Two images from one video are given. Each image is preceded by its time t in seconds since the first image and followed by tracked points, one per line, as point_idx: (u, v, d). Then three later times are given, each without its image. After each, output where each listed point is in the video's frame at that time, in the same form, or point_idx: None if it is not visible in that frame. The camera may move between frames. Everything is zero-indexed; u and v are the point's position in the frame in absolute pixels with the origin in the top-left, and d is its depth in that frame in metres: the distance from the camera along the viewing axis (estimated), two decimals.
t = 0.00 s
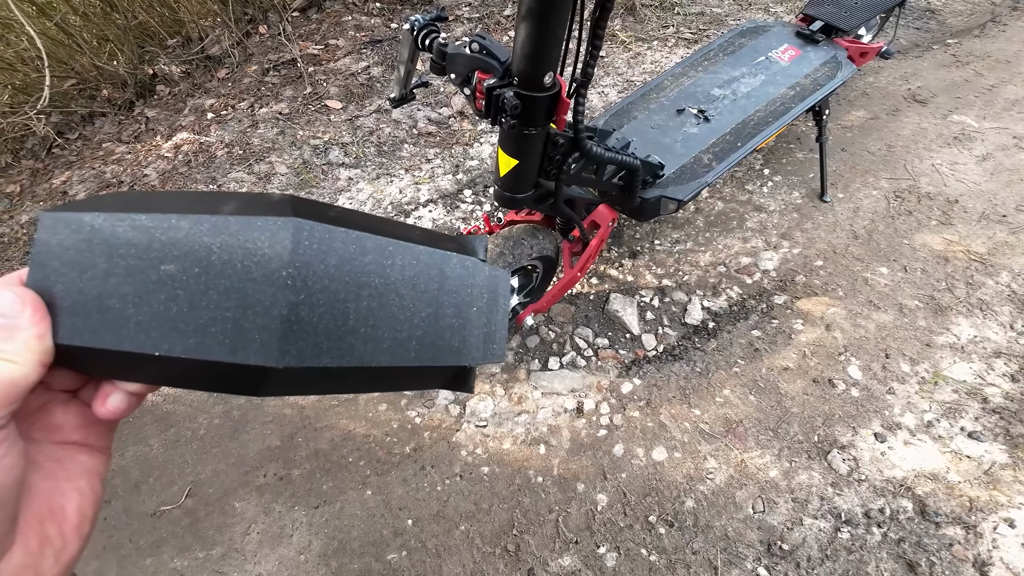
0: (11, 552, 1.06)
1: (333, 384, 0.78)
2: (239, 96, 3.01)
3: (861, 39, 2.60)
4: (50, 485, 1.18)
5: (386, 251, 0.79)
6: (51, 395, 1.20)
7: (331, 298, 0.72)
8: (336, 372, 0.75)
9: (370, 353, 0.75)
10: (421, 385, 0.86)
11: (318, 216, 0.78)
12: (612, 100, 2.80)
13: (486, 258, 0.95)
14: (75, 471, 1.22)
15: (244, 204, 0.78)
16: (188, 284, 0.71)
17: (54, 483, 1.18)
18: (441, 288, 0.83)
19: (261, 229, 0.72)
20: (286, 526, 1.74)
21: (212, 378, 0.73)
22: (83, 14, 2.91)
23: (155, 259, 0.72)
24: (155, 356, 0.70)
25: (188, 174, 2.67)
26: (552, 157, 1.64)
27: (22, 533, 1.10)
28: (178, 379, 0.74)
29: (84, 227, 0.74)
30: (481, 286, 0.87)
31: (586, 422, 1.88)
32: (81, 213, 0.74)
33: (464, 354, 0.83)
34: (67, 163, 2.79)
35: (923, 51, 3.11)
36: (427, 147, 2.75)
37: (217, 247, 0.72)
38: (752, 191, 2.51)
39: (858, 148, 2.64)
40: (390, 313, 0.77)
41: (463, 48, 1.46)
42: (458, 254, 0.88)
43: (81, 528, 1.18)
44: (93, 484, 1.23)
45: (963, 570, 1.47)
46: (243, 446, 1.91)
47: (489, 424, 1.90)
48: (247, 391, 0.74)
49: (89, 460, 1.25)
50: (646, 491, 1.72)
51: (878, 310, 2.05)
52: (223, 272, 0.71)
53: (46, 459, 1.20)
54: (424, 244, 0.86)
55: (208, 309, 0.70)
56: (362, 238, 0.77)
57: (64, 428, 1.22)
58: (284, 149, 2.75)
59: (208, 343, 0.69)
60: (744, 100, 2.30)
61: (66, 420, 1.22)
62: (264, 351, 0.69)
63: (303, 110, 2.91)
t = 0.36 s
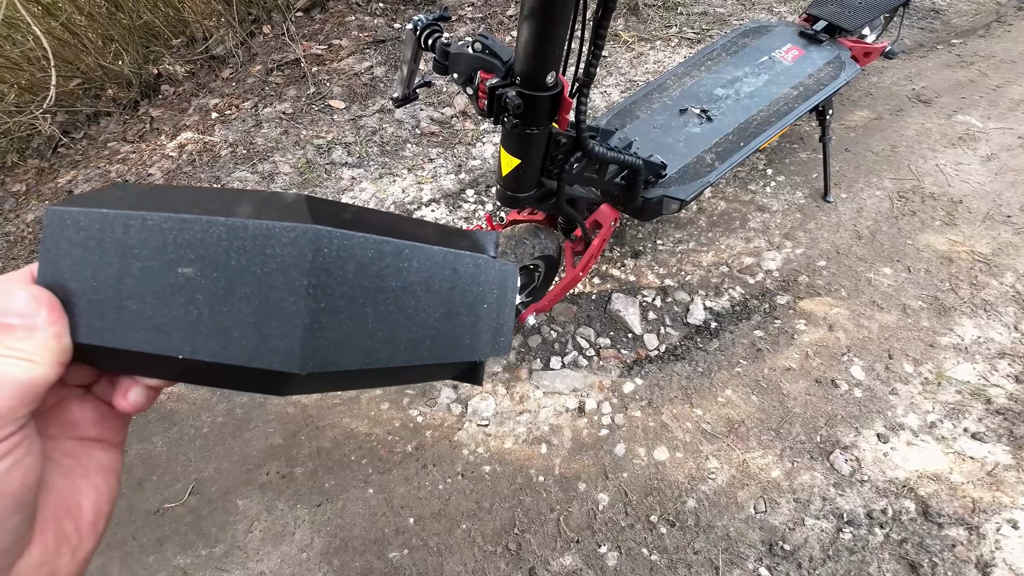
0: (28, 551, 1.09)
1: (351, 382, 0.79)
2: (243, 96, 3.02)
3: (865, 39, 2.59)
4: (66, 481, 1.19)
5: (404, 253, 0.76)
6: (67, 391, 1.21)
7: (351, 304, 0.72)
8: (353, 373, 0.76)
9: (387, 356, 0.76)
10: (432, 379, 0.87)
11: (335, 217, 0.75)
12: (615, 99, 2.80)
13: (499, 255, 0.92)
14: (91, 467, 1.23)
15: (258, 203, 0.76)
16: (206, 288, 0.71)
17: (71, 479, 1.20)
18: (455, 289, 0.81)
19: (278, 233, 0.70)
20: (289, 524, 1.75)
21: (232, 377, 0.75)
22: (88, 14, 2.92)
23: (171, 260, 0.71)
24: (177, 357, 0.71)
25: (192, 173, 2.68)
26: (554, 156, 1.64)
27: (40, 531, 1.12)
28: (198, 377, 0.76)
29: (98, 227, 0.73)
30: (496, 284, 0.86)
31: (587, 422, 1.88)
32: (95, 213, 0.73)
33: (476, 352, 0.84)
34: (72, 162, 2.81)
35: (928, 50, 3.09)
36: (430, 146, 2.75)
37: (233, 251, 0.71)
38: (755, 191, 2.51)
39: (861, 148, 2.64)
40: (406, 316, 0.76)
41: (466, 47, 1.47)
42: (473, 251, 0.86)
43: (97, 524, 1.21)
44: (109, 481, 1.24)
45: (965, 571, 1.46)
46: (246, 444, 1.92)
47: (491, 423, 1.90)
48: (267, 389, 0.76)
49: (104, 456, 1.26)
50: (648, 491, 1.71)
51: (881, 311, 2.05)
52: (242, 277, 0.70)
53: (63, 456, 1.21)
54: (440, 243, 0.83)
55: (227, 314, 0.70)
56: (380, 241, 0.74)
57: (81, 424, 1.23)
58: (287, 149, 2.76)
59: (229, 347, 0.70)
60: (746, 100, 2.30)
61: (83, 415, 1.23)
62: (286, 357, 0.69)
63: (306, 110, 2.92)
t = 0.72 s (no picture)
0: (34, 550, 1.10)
1: (356, 382, 0.79)
2: (245, 96, 3.03)
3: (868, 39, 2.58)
4: (70, 482, 1.19)
5: (408, 254, 0.76)
6: (74, 391, 1.22)
7: (358, 305, 0.72)
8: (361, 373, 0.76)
9: (393, 356, 0.76)
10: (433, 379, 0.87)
11: (341, 220, 0.76)
12: (616, 99, 2.80)
13: (499, 256, 0.92)
14: (96, 468, 1.23)
15: (265, 206, 0.76)
16: (214, 290, 0.70)
17: (75, 480, 1.20)
18: (458, 290, 0.81)
19: (286, 235, 0.70)
20: (289, 523, 1.75)
21: (239, 377, 0.75)
22: (91, 14, 2.94)
23: (180, 262, 0.71)
24: (186, 358, 0.71)
25: (194, 173, 2.69)
26: (555, 156, 1.64)
27: (45, 531, 1.12)
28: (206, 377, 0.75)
29: (106, 229, 0.72)
30: (495, 285, 0.86)
31: (588, 422, 1.88)
32: (102, 216, 0.72)
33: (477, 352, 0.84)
34: (75, 162, 2.82)
35: (931, 50, 3.08)
36: (431, 146, 2.76)
37: (241, 253, 0.71)
38: (756, 191, 2.50)
39: (864, 148, 2.63)
40: (411, 317, 0.76)
41: (467, 47, 1.46)
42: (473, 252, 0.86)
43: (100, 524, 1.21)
44: (113, 480, 1.24)
45: (968, 572, 1.46)
46: (247, 443, 1.92)
47: (491, 423, 1.90)
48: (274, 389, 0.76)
49: (110, 456, 1.26)
50: (649, 491, 1.71)
51: (883, 311, 2.04)
52: (249, 279, 0.70)
53: (68, 456, 1.21)
54: (443, 245, 0.83)
55: (236, 315, 0.70)
56: (384, 243, 0.74)
57: (87, 425, 1.24)
58: (289, 149, 2.76)
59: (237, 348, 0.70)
60: (748, 100, 2.29)
61: (88, 416, 1.24)
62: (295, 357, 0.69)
63: (308, 110, 2.93)
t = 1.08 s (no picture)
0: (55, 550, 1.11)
1: (376, 384, 0.80)
2: (249, 95, 3.04)
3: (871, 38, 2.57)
4: (92, 483, 1.20)
5: (428, 259, 0.77)
6: (96, 394, 1.22)
7: (380, 307, 0.73)
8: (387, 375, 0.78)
9: (411, 359, 0.77)
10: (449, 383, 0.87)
11: (363, 226, 0.77)
12: (618, 98, 2.80)
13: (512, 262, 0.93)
14: (116, 470, 1.24)
15: (290, 211, 0.77)
16: (241, 292, 0.71)
17: (97, 482, 1.21)
18: (474, 295, 0.82)
19: (311, 239, 0.71)
20: (292, 520, 1.75)
21: (262, 377, 0.75)
22: (96, 14, 2.95)
23: (208, 265, 0.72)
24: (213, 359, 0.72)
25: (197, 172, 2.70)
26: (556, 155, 1.64)
27: (63, 532, 1.13)
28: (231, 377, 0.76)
29: (135, 234, 0.73)
30: (508, 291, 0.85)
31: (590, 420, 1.88)
32: (132, 221, 0.73)
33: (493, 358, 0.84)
34: (80, 161, 2.84)
35: (934, 49, 3.07)
36: (433, 146, 2.76)
37: (267, 256, 0.72)
38: (759, 190, 2.50)
39: (866, 147, 2.62)
40: (431, 321, 0.77)
41: (469, 46, 1.46)
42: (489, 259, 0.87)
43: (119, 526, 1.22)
44: (131, 482, 1.25)
45: (970, 572, 1.45)
46: (249, 441, 1.93)
47: (493, 421, 1.90)
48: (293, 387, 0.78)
49: (128, 458, 1.27)
50: (650, 490, 1.71)
51: (886, 311, 2.04)
52: (275, 282, 0.71)
53: (88, 458, 1.22)
54: (460, 251, 0.84)
55: (261, 317, 0.71)
56: (405, 247, 0.76)
57: (109, 426, 1.24)
58: (292, 148, 2.77)
59: (268, 351, 0.71)
60: (750, 99, 2.29)
61: (110, 418, 1.24)
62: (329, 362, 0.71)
63: (310, 109, 2.93)
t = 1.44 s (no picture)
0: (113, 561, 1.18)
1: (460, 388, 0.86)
2: (253, 94, 3.05)
3: (875, 37, 2.57)
4: (160, 502, 1.27)
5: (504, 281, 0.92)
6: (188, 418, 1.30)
7: (472, 306, 0.86)
8: (470, 383, 0.86)
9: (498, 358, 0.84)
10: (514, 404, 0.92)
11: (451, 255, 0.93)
12: (621, 97, 2.80)
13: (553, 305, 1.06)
14: (183, 495, 1.31)
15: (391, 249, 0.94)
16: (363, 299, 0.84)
17: (164, 502, 1.28)
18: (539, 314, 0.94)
19: (420, 256, 0.87)
20: (295, 517, 1.76)
21: (366, 383, 0.85)
22: (101, 13, 2.97)
23: (333, 281, 0.86)
24: (332, 358, 0.80)
25: (202, 171, 2.72)
26: (560, 153, 1.65)
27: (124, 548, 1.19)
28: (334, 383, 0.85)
29: (271, 262, 0.88)
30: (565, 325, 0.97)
31: (592, 419, 1.88)
32: (268, 254, 0.89)
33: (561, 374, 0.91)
34: (85, 160, 2.86)
35: (939, 49, 3.06)
36: (436, 145, 2.77)
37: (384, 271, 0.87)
38: (762, 189, 2.50)
39: (870, 147, 2.62)
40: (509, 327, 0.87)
41: (473, 45, 1.47)
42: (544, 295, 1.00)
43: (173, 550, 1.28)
44: (193, 509, 1.33)
45: (972, 570, 1.46)
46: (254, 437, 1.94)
47: (495, 419, 1.91)
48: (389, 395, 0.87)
49: (197, 486, 1.35)
50: (652, 488, 1.72)
51: (889, 310, 2.03)
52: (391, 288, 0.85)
53: (162, 477, 1.29)
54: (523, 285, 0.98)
55: (379, 315, 0.82)
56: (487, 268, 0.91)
57: (192, 450, 1.32)
58: (296, 147, 2.78)
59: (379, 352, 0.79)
60: (754, 98, 2.29)
61: (195, 442, 1.32)
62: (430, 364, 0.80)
63: (314, 108, 2.94)
